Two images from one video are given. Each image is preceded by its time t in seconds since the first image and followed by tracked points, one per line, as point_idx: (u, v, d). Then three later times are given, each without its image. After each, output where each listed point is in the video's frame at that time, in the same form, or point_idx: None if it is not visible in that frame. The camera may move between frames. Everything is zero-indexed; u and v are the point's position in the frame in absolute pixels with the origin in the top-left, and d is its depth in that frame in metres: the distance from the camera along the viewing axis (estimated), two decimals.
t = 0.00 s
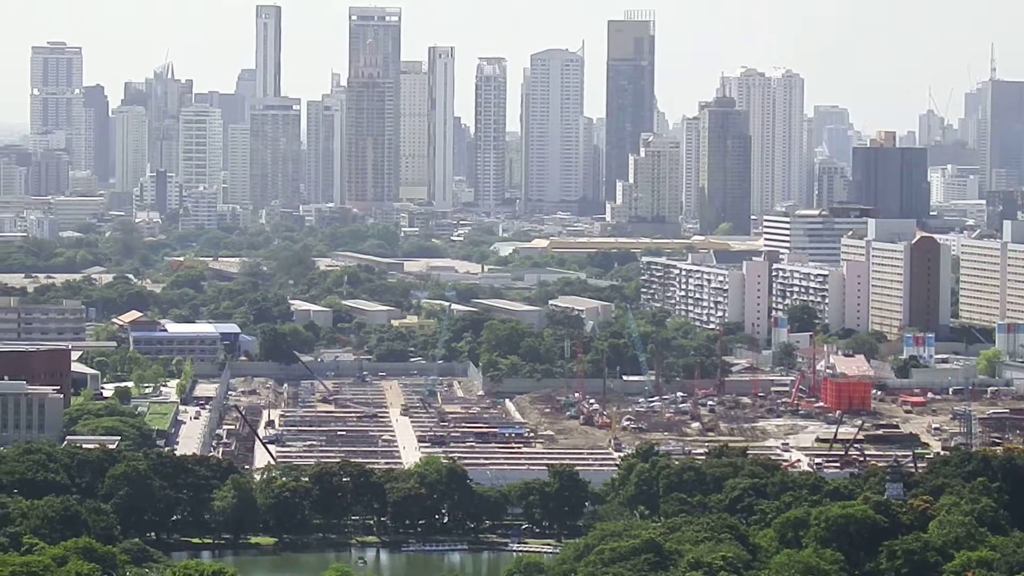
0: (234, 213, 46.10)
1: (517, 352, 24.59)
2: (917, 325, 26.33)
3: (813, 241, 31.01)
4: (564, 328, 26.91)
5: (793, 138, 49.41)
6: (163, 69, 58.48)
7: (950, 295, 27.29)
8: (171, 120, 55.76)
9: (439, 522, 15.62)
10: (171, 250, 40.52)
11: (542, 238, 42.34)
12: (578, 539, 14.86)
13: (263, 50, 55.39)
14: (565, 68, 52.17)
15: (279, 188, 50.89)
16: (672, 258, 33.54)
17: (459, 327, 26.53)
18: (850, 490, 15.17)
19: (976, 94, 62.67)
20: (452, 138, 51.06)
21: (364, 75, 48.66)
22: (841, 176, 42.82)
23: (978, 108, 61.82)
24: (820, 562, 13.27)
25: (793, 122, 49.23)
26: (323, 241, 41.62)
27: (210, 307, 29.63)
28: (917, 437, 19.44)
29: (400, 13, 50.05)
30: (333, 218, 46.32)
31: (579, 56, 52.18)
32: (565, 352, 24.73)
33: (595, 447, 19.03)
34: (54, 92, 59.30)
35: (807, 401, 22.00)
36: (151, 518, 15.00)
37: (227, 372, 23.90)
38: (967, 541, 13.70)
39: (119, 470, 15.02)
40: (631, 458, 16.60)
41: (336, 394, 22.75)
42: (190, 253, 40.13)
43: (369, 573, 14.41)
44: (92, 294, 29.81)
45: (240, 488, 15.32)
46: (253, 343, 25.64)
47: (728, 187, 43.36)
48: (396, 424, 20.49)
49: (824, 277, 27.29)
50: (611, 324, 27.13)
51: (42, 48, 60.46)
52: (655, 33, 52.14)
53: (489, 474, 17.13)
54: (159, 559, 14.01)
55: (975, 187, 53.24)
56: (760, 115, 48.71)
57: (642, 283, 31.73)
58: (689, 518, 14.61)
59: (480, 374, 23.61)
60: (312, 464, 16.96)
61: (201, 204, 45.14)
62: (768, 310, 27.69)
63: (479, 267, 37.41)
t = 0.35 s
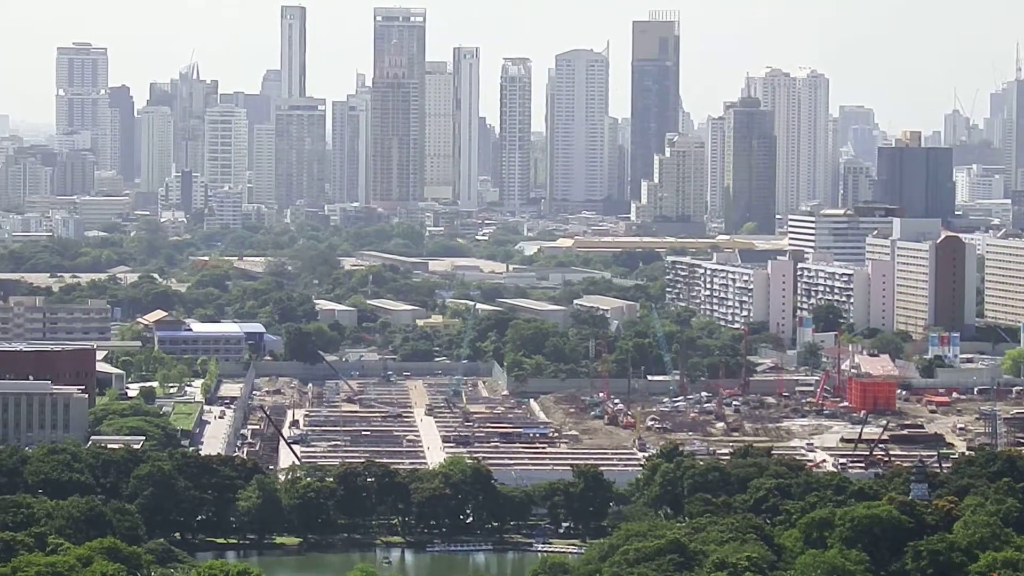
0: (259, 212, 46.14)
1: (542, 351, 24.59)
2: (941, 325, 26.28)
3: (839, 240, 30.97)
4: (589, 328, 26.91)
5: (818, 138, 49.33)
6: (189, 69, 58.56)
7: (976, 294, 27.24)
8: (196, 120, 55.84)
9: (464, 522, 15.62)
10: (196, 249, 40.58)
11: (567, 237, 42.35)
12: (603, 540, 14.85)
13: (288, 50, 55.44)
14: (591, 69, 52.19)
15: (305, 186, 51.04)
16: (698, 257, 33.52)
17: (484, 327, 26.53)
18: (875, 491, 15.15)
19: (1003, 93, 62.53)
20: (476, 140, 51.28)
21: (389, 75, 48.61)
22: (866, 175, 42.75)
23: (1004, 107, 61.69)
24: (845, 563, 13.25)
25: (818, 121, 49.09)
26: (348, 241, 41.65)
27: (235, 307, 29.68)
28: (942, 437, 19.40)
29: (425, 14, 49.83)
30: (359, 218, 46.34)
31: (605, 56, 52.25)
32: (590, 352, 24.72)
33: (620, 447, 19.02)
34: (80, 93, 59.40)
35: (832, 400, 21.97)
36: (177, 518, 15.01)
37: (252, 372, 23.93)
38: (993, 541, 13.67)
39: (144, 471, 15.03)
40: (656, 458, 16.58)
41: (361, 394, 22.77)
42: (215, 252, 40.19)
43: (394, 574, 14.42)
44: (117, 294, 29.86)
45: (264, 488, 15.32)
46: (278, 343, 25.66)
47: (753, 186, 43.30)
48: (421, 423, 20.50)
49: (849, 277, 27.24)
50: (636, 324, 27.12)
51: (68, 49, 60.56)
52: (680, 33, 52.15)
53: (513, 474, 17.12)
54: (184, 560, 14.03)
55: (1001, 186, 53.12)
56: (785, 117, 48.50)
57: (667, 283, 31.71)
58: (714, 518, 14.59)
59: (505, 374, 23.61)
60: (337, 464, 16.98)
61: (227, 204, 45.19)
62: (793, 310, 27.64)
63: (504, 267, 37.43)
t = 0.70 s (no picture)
0: (276, 214, 46.20)
1: (559, 353, 24.60)
2: (958, 327, 26.25)
3: (855, 241, 30.92)
4: (605, 330, 26.90)
5: (835, 139, 49.29)
6: (206, 71, 58.64)
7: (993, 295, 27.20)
8: (213, 121, 55.94)
9: (481, 524, 15.62)
10: (213, 251, 40.64)
11: (583, 239, 42.39)
12: (620, 542, 14.85)
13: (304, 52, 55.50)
14: (607, 71, 52.10)
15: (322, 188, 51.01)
16: (714, 258, 33.51)
17: (501, 328, 26.53)
18: (892, 492, 15.13)
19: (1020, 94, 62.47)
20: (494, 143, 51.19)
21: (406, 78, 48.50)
22: (883, 176, 42.73)
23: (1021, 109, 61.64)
24: (862, 565, 13.24)
25: (834, 123, 49.07)
26: (365, 242, 41.70)
27: (251, 308, 29.71)
28: (959, 439, 19.38)
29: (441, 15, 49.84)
30: (375, 219, 46.41)
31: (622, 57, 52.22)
32: (607, 353, 24.71)
33: (636, 449, 19.01)
34: (96, 95, 59.55)
35: (849, 402, 21.96)
36: (194, 520, 15.02)
37: (268, 373, 23.96)
38: (1010, 543, 13.64)
39: (160, 473, 15.05)
40: (674, 460, 16.56)
41: (378, 396, 22.78)
42: (232, 254, 40.27)
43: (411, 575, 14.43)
44: (134, 295, 29.90)
45: (281, 490, 15.33)
46: (295, 344, 25.68)
47: (769, 187, 43.29)
48: (437, 425, 20.52)
49: (866, 278, 27.21)
50: (653, 325, 27.12)
51: (84, 50, 60.69)
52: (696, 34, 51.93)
53: (530, 476, 17.13)
54: (200, 562, 14.03)
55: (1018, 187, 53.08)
56: (801, 117, 48.57)
57: (683, 284, 31.69)
58: (731, 520, 14.58)
59: (522, 375, 23.62)
60: (354, 466, 16.98)
61: (244, 206, 45.26)
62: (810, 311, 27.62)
63: (521, 268, 37.45)
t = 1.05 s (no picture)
0: (287, 218, 46.23)
1: (569, 357, 24.61)
2: (969, 331, 26.24)
3: (865, 245, 30.89)
4: (616, 333, 26.89)
5: (845, 145, 49.20)
6: (216, 75, 58.71)
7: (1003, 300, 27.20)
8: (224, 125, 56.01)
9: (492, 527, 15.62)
10: (223, 255, 40.67)
11: (594, 242, 42.37)
12: (631, 545, 14.85)
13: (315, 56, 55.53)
14: (618, 74, 52.02)
15: (332, 193, 51.17)
16: (725, 263, 33.48)
17: (511, 332, 26.52)
18: (903, 496, 15.12)
19: None
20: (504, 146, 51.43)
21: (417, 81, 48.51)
22: (894, 180, 42.70)
23: None
24: (872, 568, 13.23)
25: (845, 129, 48.98)
26: (376, 247, 41.72)
27: (262, 312, 29.71)
28: (969, 442, 19.37)
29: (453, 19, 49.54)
30: (386, 223, 46.41)
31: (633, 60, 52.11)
32: (617, 357, 24.69)
33: (647, 452, 19.00)
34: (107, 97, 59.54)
35: (859, 406, 21.95)
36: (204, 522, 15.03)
37: (278, 377, 23.97)
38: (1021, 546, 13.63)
39: (171, 476, 15.06)
40: (685, 463, 16.54)
41: (389, 400, 22.78)
42: (243, 258, 40.28)
43: None
44: (144, 299, 29.93)
45: (291, 493, 15.33)
46: (306, 348, 25.69)
47: (780, 192, 43.32)
48: (448, 429, 20.52)
49: (876, 282, 27.20)
50: (664, 329, 27.11)
51: (95, 53, 60.80)
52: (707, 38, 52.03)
53: (540, 479, 17.13)
54: (211, 565, 14.02)
55: None
56: (812, 121, 48.43)
57: (694, 288, 31.66)
58: (742, 523, 14.57)
59: (533, 379, 23.61)
60: (364, 470, 17.00)
61: (255, 210, 45.30)
62: (821, 316, 27.61)
63: (531, 273, 37.45)
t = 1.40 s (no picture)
0: (298, 224, 46.23)
1: (580, 362, 24.60)
2: (980, 336, 26.25)
3: (876, 250, 30.89)
4: (626, 338, 26.89)
5: (856, 146, 49.21)
6: (227, 80, 58.76)
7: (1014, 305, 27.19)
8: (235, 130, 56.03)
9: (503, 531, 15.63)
10: (234, 260, 40.70)
11: (604, 247, 42.35)
12: (641, 550, 14.85)
13: (326, 63, 55.54)
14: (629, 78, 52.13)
15: (343, 199, 51.04)
16: (736, 268, 33.46)
17: (522, 337, 26.53)
18: (914, 501, 15.12)
19: None
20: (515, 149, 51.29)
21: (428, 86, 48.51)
22: (905, 184, 42.70)
23: None
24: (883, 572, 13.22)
25: (856, 133, 49.03)
26: (387, 252, 41.74)
27: (273, 317, 29.73)
28: (980, 446, 19.36)
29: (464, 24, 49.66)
30: (397, 229, 46.46)
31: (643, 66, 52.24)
32: (628, 361, 24.68)
33: (658, 456, 19.00)
34: (118, 103, 59.55)
35: (870, 411, 21.94)
36: (215, 527, 15.05)
37: (289, 382, 23.99)
38: None
39: (182, 481, 15.06)
40: (695, 468, 16.54)
41: (400, 404, 22.79)
42: (254, 263, 40.29)
43: None
44: (155, 304, 29.95)
45: (302, 497, 15.33)
46: (317, 353, 25.69)
47: (791, 199, 43.31)
48: (459, 434, 20.52)
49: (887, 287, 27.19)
50: (675, 334, 27.10)
51: (106, 58, 60.83)
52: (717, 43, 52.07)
53: (551, 484, 17.13)
54: (222, 568, 14.03)
55: None
56: (822, 126, 48.59)
57: (705, 293, 31.65)
58: (753, 528, 14.57)
59: (543, 384, 23.62)
60: (374, 474, 17.01)
61: (265, 216, 45.32)
62: (832, 321, 27.61)
63: (542, 278, 37.47)
